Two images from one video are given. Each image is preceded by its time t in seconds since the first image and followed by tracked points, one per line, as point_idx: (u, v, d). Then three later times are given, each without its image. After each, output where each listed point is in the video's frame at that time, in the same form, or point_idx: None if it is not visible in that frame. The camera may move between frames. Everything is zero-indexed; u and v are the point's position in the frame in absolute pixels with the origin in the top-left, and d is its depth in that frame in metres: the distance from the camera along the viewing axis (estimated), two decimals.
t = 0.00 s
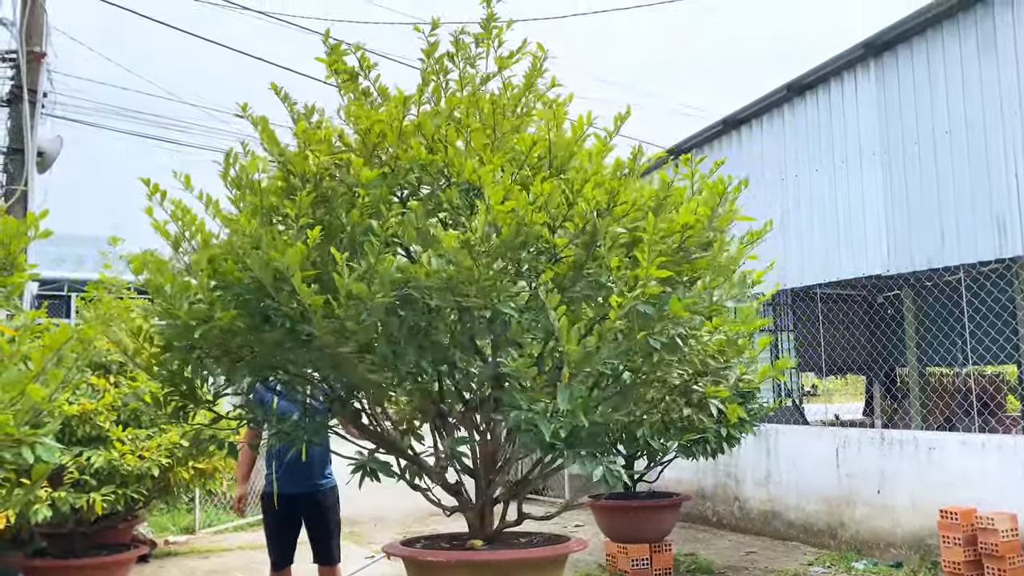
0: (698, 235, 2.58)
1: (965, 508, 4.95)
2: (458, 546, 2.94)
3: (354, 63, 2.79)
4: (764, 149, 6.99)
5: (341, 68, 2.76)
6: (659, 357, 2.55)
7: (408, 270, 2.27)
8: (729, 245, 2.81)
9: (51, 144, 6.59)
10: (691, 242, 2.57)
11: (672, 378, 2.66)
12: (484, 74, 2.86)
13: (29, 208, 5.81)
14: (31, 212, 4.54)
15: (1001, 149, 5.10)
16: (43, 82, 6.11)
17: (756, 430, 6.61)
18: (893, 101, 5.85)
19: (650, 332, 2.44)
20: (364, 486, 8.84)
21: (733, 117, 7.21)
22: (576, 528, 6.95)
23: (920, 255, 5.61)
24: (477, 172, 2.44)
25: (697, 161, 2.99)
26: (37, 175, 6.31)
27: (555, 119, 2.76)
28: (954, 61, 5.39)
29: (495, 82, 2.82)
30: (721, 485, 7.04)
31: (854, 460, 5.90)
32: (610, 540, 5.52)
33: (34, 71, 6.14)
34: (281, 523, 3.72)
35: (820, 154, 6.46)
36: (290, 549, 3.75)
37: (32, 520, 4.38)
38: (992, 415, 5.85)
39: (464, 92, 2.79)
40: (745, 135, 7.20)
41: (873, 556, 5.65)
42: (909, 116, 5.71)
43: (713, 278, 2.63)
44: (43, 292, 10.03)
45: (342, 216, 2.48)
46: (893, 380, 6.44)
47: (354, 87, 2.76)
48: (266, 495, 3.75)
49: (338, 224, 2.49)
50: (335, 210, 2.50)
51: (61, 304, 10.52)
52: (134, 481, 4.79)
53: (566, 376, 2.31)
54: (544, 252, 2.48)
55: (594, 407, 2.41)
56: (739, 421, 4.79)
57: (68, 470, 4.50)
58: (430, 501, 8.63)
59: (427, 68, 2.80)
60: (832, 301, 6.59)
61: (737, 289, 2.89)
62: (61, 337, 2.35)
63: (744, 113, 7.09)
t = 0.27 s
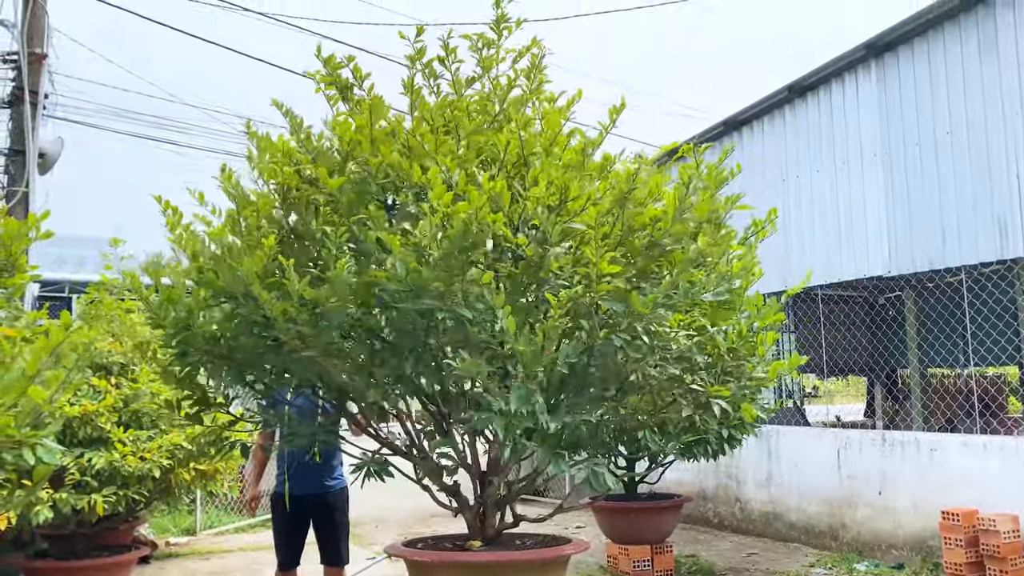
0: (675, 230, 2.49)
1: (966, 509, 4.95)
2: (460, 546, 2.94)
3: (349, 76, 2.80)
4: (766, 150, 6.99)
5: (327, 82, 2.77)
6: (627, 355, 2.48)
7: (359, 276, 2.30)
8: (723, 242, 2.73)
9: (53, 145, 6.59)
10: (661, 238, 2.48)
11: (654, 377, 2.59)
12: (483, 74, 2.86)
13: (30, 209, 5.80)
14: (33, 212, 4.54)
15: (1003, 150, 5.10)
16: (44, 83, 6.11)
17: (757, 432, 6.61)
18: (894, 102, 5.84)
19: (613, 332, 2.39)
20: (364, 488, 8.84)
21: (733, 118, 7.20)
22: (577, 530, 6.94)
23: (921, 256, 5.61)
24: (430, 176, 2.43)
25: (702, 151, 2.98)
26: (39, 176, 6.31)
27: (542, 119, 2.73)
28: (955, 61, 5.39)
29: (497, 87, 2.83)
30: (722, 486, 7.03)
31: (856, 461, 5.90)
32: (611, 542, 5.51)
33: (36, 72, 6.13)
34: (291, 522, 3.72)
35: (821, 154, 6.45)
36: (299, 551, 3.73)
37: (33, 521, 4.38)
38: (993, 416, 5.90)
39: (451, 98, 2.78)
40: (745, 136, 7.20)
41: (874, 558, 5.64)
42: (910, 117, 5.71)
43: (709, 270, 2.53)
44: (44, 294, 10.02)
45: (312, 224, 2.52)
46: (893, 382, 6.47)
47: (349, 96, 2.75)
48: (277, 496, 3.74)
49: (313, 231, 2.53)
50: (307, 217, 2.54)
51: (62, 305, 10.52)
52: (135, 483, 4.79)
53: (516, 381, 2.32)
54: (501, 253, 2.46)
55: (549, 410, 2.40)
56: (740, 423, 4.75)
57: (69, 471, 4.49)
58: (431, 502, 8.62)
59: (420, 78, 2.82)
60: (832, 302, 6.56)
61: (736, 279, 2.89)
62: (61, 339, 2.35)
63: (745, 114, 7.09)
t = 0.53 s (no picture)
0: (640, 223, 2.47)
1: (967, 510, 4.94)
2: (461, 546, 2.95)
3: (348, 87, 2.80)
4: (767, 151, 6.99)
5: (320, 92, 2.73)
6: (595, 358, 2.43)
7: (319, 287, 2.37)
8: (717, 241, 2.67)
9: (54, 146, 6.59)
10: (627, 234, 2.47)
11: (636, 376, 2.49)
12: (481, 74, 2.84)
13: (30, 210, 5.81)
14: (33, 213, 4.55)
15: (1003, 151, 5.10)
16: (44, 84, 6.12)
17: (758, 432, 6.61)
18: (895, 103, 5.84)
19: (569, 331, 2.36)
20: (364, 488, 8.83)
21: (734, 119, 7.20)
22: (578, 530, 6.94)
23: (922, 257, 5.61)
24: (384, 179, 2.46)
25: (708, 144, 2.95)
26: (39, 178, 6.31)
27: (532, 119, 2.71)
28: (956, 62, 5.39)
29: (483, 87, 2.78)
30: (723, 487, 7.02)
31: (857, 462, 5.90)
32: (612, 543, 5.50)
33: (37, 74, 6.14)
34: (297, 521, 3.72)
35: (821, 156, 6.46)
36: (303, 551, 3.72)
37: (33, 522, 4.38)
38: (994, 417, 5.85)
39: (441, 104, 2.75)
40: (746, 137, 7.20)
41: (875, 559, 5.64)
42: (911, 118, 5.71)
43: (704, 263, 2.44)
44: (45, 295, 10.02)
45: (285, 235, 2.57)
46: (894, 383, 6.41)
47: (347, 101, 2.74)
48: (283, 496, 3.75)
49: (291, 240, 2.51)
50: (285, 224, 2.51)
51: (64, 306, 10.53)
52: (136, 484, 4.79)
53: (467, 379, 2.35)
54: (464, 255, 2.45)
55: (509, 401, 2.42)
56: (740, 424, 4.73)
57: (70, 472, 4.50)
58: (432, 503, 8.62)
59: (411, 81, 2.79)
60: (833, 303, 6.52)
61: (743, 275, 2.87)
62: (63, 340, 2.36)
63: (745, 114, 7.09)
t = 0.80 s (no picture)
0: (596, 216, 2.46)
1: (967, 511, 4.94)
2: (462, 547, 2.94)
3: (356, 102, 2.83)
4: (767, 152, 6.99)
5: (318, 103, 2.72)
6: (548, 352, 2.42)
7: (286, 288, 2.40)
8: (713, 233, 2.62)
9: (55, 147, 6.60)
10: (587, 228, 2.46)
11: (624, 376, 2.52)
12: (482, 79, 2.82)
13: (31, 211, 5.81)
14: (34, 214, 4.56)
15: (1004, 152, 5.10)
16: (45, 85, 6.13)
17: (758, 433, 6.60)
18: (895, 104, 5.84)
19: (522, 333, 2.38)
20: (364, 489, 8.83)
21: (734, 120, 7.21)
22: (578, 531, 6.93)
23: (923, 258, 5.61)
24: (343, 184, 2.48)
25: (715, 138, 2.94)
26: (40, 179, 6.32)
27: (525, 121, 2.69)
28: (956, 64, 5.40)
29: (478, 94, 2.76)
30: (724, 488, 7.02)
31: (857, 463, 5.90)
32: (612, 543, 5.51)
33: (38, 75, 6.15)
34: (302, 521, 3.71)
35: (821, 156, 6.46)
36: (306, 552, 3.72)
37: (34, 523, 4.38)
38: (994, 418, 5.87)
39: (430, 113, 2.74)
40: (746, 138, 7.20)
41: (876, 559, 5.64)
42: (911, 119, 5.71)
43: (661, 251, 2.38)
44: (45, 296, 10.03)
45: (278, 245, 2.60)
46: (895, 384, 6.30)
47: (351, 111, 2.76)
48: (286, 494, 3.75)
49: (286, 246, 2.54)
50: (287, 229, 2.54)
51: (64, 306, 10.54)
52: (136, 484, 4.79)
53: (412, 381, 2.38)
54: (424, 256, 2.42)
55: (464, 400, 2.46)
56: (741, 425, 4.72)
57: (71, 472, 4.50)
58: (432, 504, 8.62)
59: (407, 86, 2.79)
60: (833, 303, 6.54)
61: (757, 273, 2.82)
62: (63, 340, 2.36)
63: (746, 116, 7.09)
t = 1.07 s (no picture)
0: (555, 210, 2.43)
1: (968, 511, 4.94)
2: (463, 547, 2.95)
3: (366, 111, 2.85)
4: (767, 153, 6.99)
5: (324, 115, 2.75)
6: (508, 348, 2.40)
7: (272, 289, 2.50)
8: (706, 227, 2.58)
9: (55, 147, 6.60)
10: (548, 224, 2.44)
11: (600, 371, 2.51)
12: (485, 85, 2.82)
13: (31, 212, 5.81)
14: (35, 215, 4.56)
15: (1004, 152, 5.10)
16: (46, 86, 6.12)
17: (759, 433, 6.60)
18: (896, 104, 5.85)
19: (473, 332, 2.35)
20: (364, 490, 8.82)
21: (734, 121, 7.22)
22: (579, 531, 6.93)
23: (923, 258, 5.61)
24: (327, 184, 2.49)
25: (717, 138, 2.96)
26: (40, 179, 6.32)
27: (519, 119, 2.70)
28: (956, 64, 5.40)
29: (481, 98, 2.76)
30: (724, 488, 7.02)
31: (858, 463, 5.90)
32: (613, 544, 5.51)
33: (38, 75, 6.15)
34: (300, 521, 3.72)
35: (822, 157, 6.46)
36: (305, 552, 3.71)
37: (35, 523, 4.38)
38: (995, 418, 5.84)
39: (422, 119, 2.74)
40: (747, 138, 7.20)
41: (876, 560, 5.64)
42: (912, 119, 5.71)
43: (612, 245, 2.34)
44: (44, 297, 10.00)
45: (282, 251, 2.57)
46: (895, 385, 6.26)
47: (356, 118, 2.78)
48: (286, 495, 3.75)
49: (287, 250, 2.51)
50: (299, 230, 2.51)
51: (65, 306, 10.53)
52: (137, 485, 4.79)
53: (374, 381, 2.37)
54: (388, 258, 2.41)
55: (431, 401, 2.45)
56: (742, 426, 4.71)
57: (71, 473, 4.51)
58: (433, 505, 8.62)
59: (405, 93, 2.78)
60: (834, 304, 6.55)
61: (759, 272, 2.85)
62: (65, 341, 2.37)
63: (746, 116, 7.10)
